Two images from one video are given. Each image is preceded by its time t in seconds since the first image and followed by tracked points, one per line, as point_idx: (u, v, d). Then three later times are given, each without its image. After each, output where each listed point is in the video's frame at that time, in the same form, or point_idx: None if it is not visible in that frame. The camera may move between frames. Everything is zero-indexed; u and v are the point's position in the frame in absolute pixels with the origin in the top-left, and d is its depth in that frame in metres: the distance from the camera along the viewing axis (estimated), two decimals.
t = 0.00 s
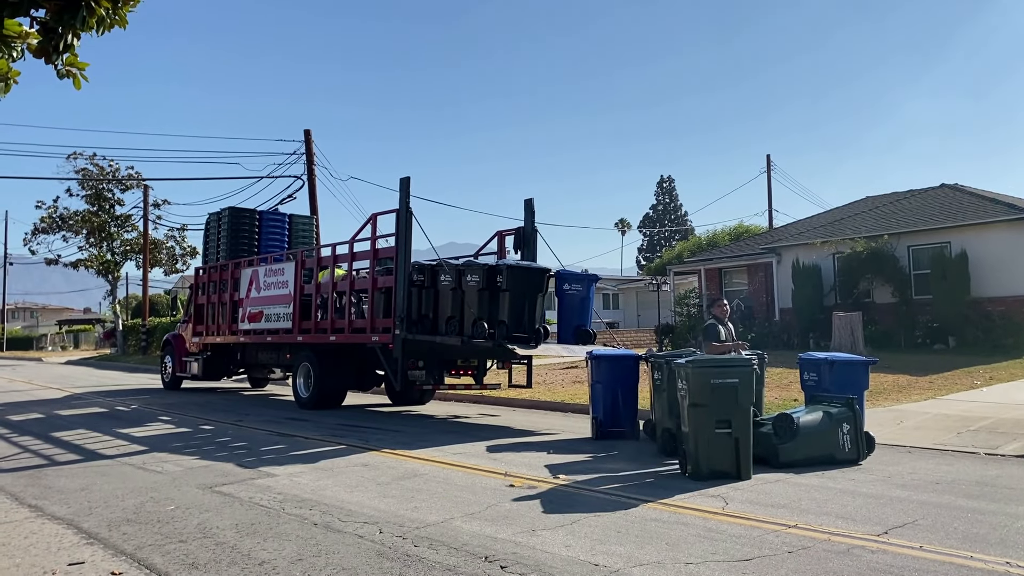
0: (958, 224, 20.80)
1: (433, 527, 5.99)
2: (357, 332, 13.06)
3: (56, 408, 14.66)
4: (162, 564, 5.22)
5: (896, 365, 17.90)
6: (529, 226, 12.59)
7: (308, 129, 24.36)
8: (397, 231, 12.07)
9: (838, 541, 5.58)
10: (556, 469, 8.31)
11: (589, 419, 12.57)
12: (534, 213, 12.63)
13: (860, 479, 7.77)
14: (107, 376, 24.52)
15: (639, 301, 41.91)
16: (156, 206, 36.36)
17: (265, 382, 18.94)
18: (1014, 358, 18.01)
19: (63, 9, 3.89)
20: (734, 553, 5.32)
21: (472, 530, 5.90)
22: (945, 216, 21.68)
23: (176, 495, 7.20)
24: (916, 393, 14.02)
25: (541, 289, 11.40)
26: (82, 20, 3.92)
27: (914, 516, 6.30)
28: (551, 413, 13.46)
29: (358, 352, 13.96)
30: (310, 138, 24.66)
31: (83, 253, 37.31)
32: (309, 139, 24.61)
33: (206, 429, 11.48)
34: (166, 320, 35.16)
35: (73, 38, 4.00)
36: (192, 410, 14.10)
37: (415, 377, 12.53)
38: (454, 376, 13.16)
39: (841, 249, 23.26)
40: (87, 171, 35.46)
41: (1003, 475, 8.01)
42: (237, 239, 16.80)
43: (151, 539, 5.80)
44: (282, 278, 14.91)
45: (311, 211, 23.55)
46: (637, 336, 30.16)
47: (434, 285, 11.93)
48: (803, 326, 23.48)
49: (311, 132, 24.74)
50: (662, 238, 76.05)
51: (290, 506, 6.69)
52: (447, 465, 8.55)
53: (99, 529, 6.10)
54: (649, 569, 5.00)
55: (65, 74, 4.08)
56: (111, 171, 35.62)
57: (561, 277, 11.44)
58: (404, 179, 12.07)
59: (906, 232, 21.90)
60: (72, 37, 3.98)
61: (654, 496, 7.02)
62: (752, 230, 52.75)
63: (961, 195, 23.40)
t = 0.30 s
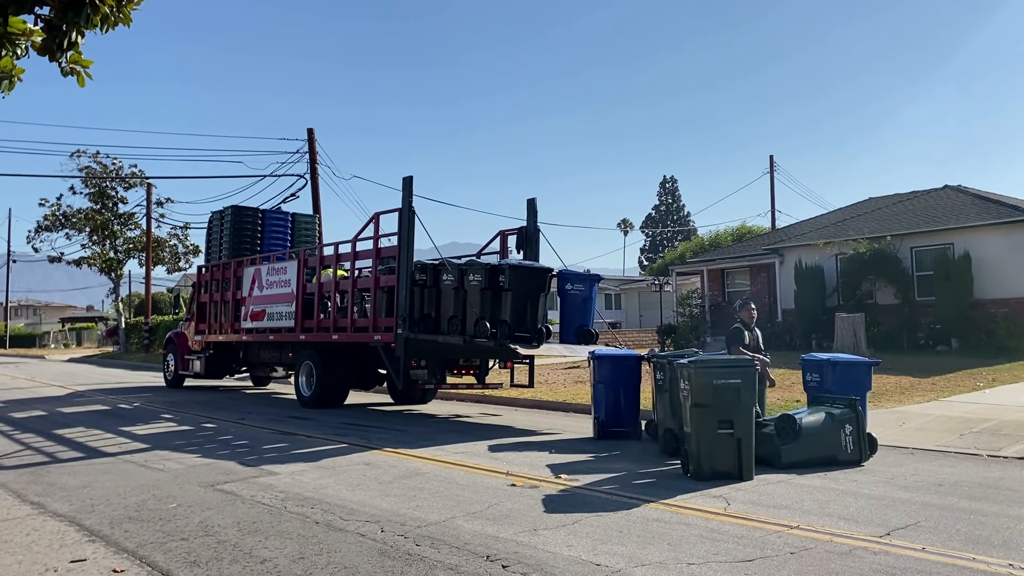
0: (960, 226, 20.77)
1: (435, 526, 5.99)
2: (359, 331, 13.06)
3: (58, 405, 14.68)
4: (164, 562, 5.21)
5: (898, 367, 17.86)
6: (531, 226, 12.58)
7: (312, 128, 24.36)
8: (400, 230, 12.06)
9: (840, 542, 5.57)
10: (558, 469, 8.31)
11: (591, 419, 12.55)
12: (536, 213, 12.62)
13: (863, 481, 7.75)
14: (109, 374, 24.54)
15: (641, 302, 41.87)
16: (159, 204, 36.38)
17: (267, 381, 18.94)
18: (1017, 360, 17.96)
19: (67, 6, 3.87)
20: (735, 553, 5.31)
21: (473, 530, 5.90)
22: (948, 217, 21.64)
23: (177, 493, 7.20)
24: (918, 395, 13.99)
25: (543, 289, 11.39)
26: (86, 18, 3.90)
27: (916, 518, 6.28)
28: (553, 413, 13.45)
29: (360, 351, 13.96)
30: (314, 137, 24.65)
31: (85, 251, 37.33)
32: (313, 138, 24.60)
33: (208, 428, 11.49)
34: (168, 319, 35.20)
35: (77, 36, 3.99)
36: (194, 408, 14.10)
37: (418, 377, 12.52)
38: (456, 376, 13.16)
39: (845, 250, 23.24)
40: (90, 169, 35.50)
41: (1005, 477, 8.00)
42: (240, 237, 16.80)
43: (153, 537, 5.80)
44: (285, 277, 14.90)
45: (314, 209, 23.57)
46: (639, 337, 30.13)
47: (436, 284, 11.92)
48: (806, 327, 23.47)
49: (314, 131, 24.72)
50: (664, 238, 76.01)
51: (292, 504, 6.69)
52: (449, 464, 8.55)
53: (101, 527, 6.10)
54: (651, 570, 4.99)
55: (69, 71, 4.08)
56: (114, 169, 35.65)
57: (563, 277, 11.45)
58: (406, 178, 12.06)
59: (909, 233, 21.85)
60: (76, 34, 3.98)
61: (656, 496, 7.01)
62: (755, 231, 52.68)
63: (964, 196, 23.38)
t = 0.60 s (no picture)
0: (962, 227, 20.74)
1: (435, 525, 5.98)
2: (361, 330, 13.06)
3: (59, 403, 14.68)
4: (164, 560, 5.21)
5: (899, 368, 17.81)
6: (533, 226, 12.57)
7: (313, 126, 24.35)
8: (401, 230, 12.04)
9: (841, 544, 5.55)
10: (559, 469, 8.31)
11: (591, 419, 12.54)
12: (538, 213, 12.61)
13: (864, 482, 7.74)
14: (110, 372, 24.54)
15: (642, 302, 41.84)
16: (160, 202, 36.36)
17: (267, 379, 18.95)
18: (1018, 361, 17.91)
19: (70, 5, 3.86)
20: (736, 554, 5.30)
21: (474, 529, 5.89)
22: (949, 218, 21.62)
23: (178, 492, 7.20)
24: (919, 396, 13.97)
25: (544, 289, 11.41)
26: (89, 16, 3.88)
27: (917, 519, 6.27)
28: (554, 413, 13.45)
29: (361, 350, 13.97)
30: (316, 136, 24.66)
31: (87, 249, 37.33)
32: (315, 137, 24.60)
33: (209, 426, 11.49)
34: (169, 317, 35.19)
35: (80, 33, 3.98)
36: (195, 407, 14.10)
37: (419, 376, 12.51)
38: (456, 375, 13.17)
39: (846, 251, 23.23)
40: (92, 167, 35.50)
41: (1006, 478, 7.99)
42: (242, 236, 16.80)
43: (153, 535, 5.80)
44: (286, 275, 14.90)
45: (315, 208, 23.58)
46: (639, 337, 30.11)
47: (437, 284, 11.90)
48: (808, 328, 23.38)
49: (316, 130, 24.73)
50: (665, 238, 75.97)
51: (293, 503, 6.69)
52: (449, 463, 8.55)
53: (101, 525, 6.10)
54: (652, 570, 4.98)
55: (71, 69, 4.07)
56: (116, 168, 35.66)
57: (565, 277, 11.44)
58: (408, 177, 12.05)
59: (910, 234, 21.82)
60: (79, 32, 3.97)
61: (657, 496, 7.00)
62: (756, 232, 52.63)
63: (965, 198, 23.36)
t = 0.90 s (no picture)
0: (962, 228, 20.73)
1: (435, 524, 5.98)
2: (361, 330, 13.06)
3: (59, 402, 14.67)
4: (164, 559, 5.21)
5: (899, 369, 17.82)
6: (534, 226, 12.57)
7: (314, 126, 24.35)
8: (402, 229, 12.04)
9: (842, 544, 5.55)
10: (560, 469, 8.31)
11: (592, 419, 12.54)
12: (539, 212, 12.61)
13: (864, 482, 7.73)
14: (109, 372, 24.53)
15: (642, 302, 41.85)
16: (161, 202, 36.35)
17: (268, 378, 18.93)
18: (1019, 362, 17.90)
19: (72, 4, 3.86)
20: (737, 554, 5.30)
21: (475, 529, 5.88)
22: (950, 219, 21.62)
23: (178, 491, 7.20)
24: (920, 396, 13.98)
25: (545, 289, 11.41)
26: (90, 14, 3.87)
27: (918, 519, 6.27)
28: (554, 412, 13.44)
29: (362, 350, 13.96)
30: (317, 135, 24.67)
31: (88, 248, 37.33)
32: (316, 137, 24.61)
33: (209, 425, 11.49)
34: (170, 316, 35.20)
35: (81, 32, 3.98)
36: (195, 406, 14.09)
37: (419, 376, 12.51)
38: (457, 375, 13.17)
39: (846, 251, 23.22)
40: (93, 166, 35.48)
41: (1007, 479, 7.99)
42: (242, 235, 16.80)
43: (153, 534, 5.79)
44: (287, 275, 14.89)
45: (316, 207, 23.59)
46: (640, 337, 30.11)
47: (437, 284, 11.90)
48: (808, 329, 23.42)
49: (317, 129, 24.74)
50: (666, 238, 76.06)
51: (294, 502, 6.68)
52: (450, 463, 8.55)
53: (102, 524, 6.10)
54: (652, 570, 4.98)
55: (72, 68, 4.06)
56: (116, 166, 35.66)
57: (565, 277, 11.44)
58: (408, 177, 12.05)
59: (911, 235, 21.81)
60: (80, 31, 3.97)
61: (657, 496, 6.99)
62: (756, 232, 52.66)
63: (965, 198, 23.36)
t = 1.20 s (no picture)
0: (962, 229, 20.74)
1: (435, 526, 5.99)
2: (361, 331, 13.06)
3: (59, 403, 14.68)
4: (165, 561, 5.21)
5: (899, 370, 17.82)
6: (534, 227, 12.57)
7: (315, 127, 24.36)
8: (403, 230, 12.05)
9: (842, 545, 5.55)
10: (560, 470, 8.31)
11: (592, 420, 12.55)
12: (539, 213, 12.61)
13: (864, 484, 7.73)
14: (110, 372, 24.53)
15: (642, 303, 41.90)
16: (161, 203, 36.36)
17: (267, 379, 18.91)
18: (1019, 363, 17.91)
19: (72, 5, 3.85)
20: (737, 555, 5.31)
21: (475, 530, 5.89)
22: (949, 220, 21.63)
23: (178, 492, 7.21)
24: (920, 397, 14.00)
25: (545, 290, 11.41)
26: (90, 16, 3.87)
27: (918, 521, 6.27)
28: (554, 414, 13.45)
29: (362, 351, 13.96)
30: (317, 136, 24.68)
31: (88, 249, 37.34)
32: (316, 138, 24.62)
33: (210, 426, 11.50)
34: (170, 317, 35.24)
35: (82, 34, 3.99)
36: (195, 407, 14.10)
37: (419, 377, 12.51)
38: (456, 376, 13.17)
39: (846, 252, 23.25)
40: (93, 167, 35.50)
41: (1006, 480, 8.00)
42: (243, 236, 16.80)
43: (153, 536, 5.80)
44: (287, 276, 14.90)
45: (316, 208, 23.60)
46: (640, 338, 30.13)
47: (438, 285, 11.90)
48: (808, 330, 23.45)
49: (317, 130, 24.74)
50: (666, 239, 76.18)
51: (294, 504, 6.69)
52: (450, 464, 8.55)
53: (102, 525, 6.11)
54: (652, 572, 4.98)
55: (72, 69, 4.07)
56: (116, 168, 35.66)
57: (566, 277, 11.44)
58: (408, 178, 12.05)
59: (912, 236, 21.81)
60: (81, 33, 3.97)
61: (657, 498, 7.00)
62: (756, 233, 52.71)
63: (966, 199, 23.37)
